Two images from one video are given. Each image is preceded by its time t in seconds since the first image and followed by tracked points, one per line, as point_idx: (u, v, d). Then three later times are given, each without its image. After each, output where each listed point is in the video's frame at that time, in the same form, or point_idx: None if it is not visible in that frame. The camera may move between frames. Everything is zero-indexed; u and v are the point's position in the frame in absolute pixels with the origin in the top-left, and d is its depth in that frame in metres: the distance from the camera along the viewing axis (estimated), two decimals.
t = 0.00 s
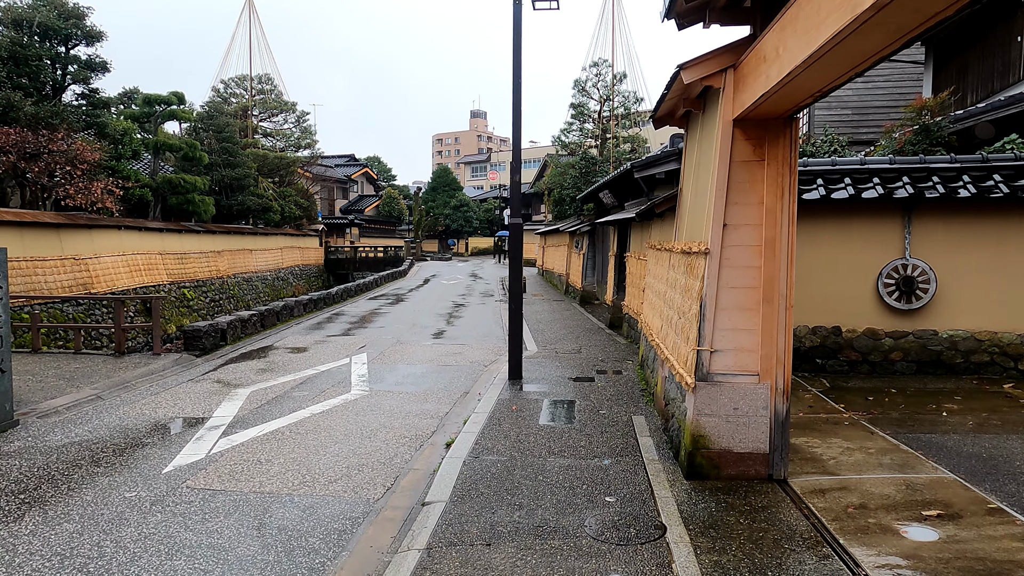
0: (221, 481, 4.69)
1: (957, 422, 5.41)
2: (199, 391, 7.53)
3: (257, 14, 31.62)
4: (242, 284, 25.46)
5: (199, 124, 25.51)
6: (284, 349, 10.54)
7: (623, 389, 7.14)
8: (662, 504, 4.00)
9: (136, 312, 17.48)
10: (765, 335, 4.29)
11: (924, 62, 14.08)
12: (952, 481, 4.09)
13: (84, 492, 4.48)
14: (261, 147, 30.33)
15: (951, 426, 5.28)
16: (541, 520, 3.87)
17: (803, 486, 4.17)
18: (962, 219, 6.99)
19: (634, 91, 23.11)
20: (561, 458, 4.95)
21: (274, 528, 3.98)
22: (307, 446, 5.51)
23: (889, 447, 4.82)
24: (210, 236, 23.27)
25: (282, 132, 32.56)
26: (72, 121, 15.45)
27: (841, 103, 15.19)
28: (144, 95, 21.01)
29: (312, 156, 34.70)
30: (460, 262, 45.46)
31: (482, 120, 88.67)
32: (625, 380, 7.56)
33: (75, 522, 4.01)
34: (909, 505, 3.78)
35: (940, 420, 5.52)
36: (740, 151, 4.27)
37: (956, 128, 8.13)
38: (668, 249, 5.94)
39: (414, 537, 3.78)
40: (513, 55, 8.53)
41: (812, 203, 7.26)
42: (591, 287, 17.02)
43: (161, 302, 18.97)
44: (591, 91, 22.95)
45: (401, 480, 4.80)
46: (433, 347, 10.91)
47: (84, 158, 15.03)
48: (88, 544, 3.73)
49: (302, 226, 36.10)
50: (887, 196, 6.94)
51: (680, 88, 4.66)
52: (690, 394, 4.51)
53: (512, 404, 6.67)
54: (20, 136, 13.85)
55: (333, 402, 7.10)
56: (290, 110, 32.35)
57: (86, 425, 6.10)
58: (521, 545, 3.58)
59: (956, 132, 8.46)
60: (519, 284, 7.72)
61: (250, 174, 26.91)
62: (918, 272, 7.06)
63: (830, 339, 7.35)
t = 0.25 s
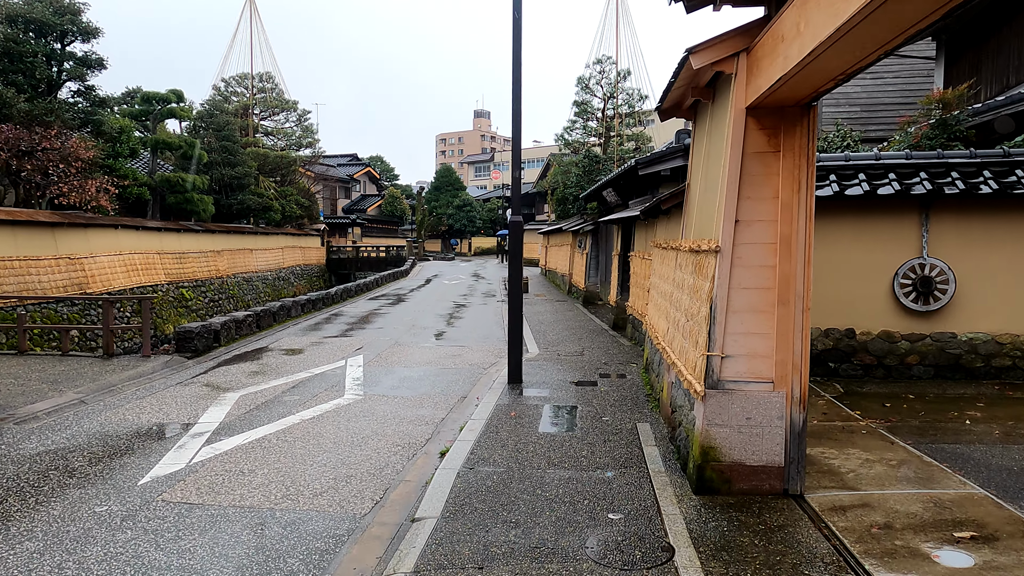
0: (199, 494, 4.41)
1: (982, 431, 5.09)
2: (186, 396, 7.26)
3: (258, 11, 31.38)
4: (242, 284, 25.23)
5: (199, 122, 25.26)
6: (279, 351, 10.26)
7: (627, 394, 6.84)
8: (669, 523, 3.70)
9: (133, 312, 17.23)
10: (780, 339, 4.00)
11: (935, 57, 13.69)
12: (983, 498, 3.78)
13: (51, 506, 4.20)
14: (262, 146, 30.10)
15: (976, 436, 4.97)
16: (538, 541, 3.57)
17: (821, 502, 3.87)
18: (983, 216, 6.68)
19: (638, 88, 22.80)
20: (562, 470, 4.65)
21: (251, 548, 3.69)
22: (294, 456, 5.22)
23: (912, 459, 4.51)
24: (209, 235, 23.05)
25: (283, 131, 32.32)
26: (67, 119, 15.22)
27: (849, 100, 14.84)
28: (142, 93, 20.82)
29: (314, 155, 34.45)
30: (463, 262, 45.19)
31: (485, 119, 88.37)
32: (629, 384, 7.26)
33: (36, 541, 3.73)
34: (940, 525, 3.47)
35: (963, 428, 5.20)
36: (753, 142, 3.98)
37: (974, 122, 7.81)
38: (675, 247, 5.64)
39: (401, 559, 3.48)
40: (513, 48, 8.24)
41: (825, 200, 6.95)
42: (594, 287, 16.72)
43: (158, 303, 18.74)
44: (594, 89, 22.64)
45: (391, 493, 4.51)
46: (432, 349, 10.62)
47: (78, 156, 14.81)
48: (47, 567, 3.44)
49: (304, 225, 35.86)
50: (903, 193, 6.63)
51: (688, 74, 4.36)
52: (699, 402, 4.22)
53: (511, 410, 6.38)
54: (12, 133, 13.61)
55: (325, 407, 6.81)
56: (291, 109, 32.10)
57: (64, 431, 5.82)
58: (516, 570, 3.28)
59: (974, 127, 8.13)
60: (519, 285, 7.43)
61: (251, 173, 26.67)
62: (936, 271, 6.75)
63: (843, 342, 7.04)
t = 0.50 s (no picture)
0: (178, 511, 4.16)
1: (1007, 443, 4.82)
2: (174, 402, 7.01)
3: (259, 10, 31.15)
4: (242, 284, 25.05)
5: (198, 121, 25.04)
6: (274, 355, 10.02)
7: (631, 401, 6.58)
8: (678, 546, 3.43)
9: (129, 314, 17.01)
10: (795, 348, 3.73)
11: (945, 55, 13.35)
12: (1016, 521, 3.50)
13: (20, 524, 3.95)
14: (262, 146, 29.90)
15: (1002, 449, 4.69)
16: (537, 567, 3.31)
17: (842, 523, 3.60)
18: (1003, 216, 6.40)
19: (642, 87, 22.51)
20: (563, 485, 4.39)
21: (228, 572, 3.43)
22: (282, 468, 4.96)
23: (936, 475, 4.24)
24: (208, 236, 22.85)
25: (284, 131, 32.11)
26: (63, 118, 15.03)
27: (856, 98, 14.54)
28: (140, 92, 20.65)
29: (315, 154, 34.23)
30: (465, 263, 44.97)
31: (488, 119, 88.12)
32: (634, 391, 7.00)
33: None
34: (972, 552, 3.19)
35: (987, 440, 4.93)
36: (768, 137, 3.70)
37: (992, 118, 7.51)
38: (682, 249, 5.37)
39: None
40: (513, 43, 7.99)
41: (837, 199, 6.67)
42: (596, 288, 16.45)
43: (156, 304, 18.53)
44: (598, 87, 22.35)
45: (381, 510, 4.25)
46: (430, 353, 10.37)
47: (73, 155, 14.59)
48: None
49: (305, 225, 35.66)
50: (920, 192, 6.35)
51: (698, 64, 4.09)
52: (709, 415, 3.95)
53: (510, 418, 6.11)
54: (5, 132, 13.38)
55: (317, 415, 6.55)
56: (292, 108, 31.88)
57: (43, 441, 5.57)
58: None
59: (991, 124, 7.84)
60: (519, 287, 7.17)
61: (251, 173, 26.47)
62: (954, 274, 6.47)
63: (857, 347, 6.76)
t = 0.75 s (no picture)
0: (153, 528, 3.88)
1: None
2: (161, 407, 6.75)
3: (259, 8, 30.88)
4: (241, 284, 24.81)
5: (197, 120, 24.76)
6: (268, 357, 9.75)
7: (637, 407, 6.29)
8: (691, 570, 3.14)
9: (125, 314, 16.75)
10: (818, 354, 3.44)
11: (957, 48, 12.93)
12: None
13: None
14: (263, 145, 29.65)
15: None
16: None
17: (868, 545, 3.32)
18: None
19: (646, 84, 22.20)
20: (565, 499, 4.10)
21: None
22: (268, 479, 4.69)
23: (966, 489, 3.95)
24: (207, 235, 22.60)
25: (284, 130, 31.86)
26: (58, 115, 14.80)
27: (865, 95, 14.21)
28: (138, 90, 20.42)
29: (315, 154, 33.97)
30: (467, 262, 44.72)
31: (491, 119, 87.84)
32: (639, 396, 6.71)
33: None
34: None
35: (1016, 450, 4.64)
36: (788, 125, 3.42)
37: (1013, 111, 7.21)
38: (691, 247, 5.08)
39: None
40: (514, 35, 7.71)
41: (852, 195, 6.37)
42: (600, 288, 16.16)
43: (152, 304, 18.29)
44: (601, 85, 22.05)
45: (371, 527, 3.97)
46: (429, 355, 10.08)
47: (67, 153, 14.34)
48: None
49: (306, 225, 35.41)
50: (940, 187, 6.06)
51: (710, 46, 3.81)
52: (723, 426, 3.66)
53: (510, 425, 5.82)
54: None
55: (308, 421, 6.27)
56: (292, 107, 31.63)
57: (19, 449, 5.30)
58: None
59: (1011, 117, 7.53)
60: (520, 287, 6.89)
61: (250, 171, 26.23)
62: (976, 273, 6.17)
63: (872, 350, 6.47)
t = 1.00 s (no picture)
0: (127, 551, 3.62)
1: None
2: (148, 415, 6.49)
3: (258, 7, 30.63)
4: (240, 285, 24.59)
5: (196, 119, 24.48)
6: (262, 361, 9.50)
7: (642, 416, 6.02)
8: None
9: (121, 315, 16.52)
10: (841, 367, 3.18)
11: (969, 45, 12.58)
12: None
13: None
14: (262, 144, 29.41)
15: None
16: None
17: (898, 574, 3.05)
18: None
19: (649, 83, 21.93)
20: (567, 519, 3.83)
21: None
22: (253, 496, 4.43)
23: (997, 510, 3.68)
24: (205, 236, 22.37)
25: (284, 129, 31.63)
26: (52, 114, 14.57)
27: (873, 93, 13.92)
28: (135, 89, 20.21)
29: (316, 153, 33.73)
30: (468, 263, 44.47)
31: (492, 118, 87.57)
32: (644, 404, 6.45)
33: None
34: None
35: None
36: (809, 118, 3.15)
37: None
38: (701, 250, 4.81)
39: None
40: (514, 29, 7.45)
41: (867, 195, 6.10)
42: (602, 289, 15.90)
43: (149, 306, 18.06)
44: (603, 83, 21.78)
45: (360, 550, 3.71)
46: (428, 359, 9.82)
47: (60, 152, 14.09)
48: None
49: (306, 225, 35.18)
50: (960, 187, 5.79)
51: (724, 33, 3.55)
52: (738, 443, 3.40)
53: (509, 435, 5.57)
54: None
55: (300, 430, 6.01)
56: (292, 106, 31.39)
57: None
58: None
59: None
60: (520, 291, 6.63)
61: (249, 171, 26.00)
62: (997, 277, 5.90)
63: (888, 356, 6.20)
